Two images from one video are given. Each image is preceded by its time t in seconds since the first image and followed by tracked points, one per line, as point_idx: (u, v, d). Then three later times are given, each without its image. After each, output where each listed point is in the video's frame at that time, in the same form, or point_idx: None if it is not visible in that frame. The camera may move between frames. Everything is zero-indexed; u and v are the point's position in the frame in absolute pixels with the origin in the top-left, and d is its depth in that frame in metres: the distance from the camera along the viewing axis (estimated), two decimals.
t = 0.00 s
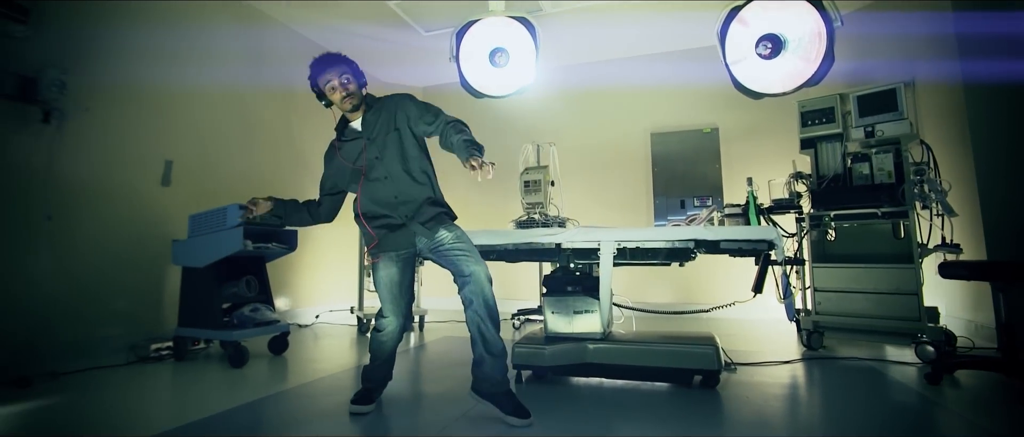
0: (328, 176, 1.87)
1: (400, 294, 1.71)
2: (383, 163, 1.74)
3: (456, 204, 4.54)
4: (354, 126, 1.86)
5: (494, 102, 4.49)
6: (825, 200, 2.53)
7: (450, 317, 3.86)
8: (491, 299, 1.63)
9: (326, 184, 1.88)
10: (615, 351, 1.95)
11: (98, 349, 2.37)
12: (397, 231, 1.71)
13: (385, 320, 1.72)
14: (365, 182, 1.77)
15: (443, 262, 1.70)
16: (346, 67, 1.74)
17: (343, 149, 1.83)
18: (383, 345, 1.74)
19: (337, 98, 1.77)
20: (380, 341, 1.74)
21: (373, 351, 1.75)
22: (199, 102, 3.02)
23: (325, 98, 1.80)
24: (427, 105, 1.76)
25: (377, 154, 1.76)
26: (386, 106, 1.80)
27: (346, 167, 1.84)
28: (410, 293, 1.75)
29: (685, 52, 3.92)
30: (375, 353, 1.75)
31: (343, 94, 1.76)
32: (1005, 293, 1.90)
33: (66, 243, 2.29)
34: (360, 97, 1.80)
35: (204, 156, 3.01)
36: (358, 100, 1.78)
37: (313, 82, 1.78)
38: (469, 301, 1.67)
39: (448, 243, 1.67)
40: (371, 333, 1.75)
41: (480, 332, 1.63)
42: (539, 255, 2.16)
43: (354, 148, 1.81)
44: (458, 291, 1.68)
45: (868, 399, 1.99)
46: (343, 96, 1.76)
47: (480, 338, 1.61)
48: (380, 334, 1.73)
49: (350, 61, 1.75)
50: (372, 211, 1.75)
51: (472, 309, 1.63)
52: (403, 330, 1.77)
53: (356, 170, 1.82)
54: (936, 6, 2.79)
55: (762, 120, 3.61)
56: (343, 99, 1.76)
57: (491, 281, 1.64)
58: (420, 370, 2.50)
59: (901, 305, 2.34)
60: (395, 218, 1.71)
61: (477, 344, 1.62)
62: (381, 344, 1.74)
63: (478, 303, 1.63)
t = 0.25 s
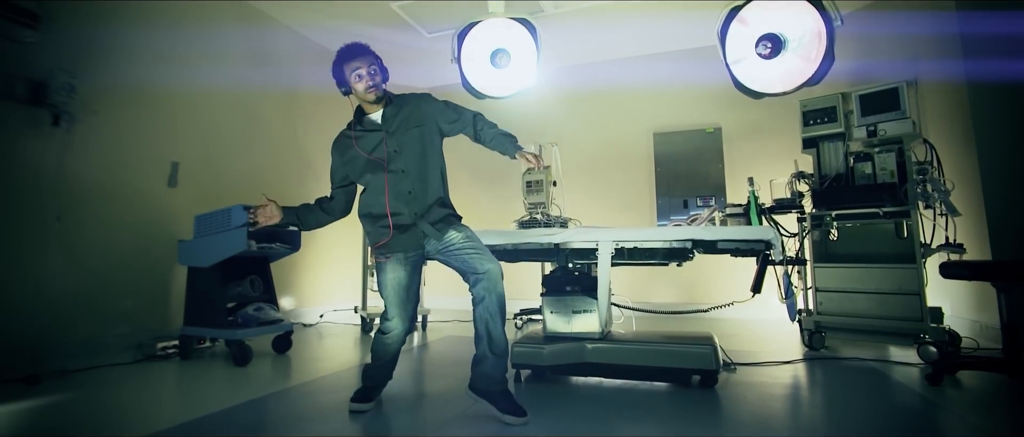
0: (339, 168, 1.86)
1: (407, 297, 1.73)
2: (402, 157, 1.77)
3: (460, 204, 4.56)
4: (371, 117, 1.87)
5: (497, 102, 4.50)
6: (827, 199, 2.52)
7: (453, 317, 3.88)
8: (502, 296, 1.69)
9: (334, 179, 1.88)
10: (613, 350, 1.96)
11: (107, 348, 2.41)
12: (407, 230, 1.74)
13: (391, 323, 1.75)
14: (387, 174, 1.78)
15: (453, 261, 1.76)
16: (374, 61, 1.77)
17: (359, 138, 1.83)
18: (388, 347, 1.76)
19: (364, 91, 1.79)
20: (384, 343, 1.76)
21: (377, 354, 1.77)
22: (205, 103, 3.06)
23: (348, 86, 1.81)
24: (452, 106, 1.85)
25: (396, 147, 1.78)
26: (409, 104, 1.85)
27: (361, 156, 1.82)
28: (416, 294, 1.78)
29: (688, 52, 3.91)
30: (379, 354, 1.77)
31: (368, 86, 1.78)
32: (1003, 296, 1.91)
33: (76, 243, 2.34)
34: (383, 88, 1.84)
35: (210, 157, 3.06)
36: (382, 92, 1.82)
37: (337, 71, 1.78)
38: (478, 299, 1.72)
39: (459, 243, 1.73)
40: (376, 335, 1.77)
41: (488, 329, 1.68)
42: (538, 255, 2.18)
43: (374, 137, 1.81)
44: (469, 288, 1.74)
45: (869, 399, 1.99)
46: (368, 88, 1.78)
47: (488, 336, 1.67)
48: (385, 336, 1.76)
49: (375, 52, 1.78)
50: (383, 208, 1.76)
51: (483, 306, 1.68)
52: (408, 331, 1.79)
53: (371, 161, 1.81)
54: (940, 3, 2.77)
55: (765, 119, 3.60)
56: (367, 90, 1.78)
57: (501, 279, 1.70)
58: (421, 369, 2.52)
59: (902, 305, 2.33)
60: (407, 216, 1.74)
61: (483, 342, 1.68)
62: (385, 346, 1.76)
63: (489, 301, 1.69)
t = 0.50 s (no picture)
0: (354, 155, 1.81)
1: (406, 297, 1.75)
2: (423, 150, 1.77)
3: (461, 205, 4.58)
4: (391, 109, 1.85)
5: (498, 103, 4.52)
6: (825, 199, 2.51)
7: (453, 317, 3.90)
8: (505, 296, 1.70)
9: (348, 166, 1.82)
10: (609, 350, 1.97)
11: (109, 347, 2.45)
12: (414, 227, 1.73)
13: (390, 322, 1.75)
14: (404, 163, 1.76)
15: (456, 260, 1.77)
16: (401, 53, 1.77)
17: (381, 127, 1.80)
18: (386, 345, 1.77)
19: (388, 84, 1.78)
20: (382, 342, 1.77)
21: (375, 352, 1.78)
22: (208, 105, 3.09)
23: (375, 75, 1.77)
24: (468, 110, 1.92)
25: (416, 140, 1.78)
26: (430, 101, 1.87)
27: (381, 143, 1.78)
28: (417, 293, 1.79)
29: (688, 52, 3.91)
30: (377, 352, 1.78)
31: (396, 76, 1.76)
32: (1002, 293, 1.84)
33: (79, 244, 2.37)
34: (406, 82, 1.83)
35: (213, 157, 3.09)
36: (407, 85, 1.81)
37: (365, 59, 1.76)
38: (480, 298, 1.74)
39: (462, 242, 1.75)
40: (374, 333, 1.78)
41: (488, 329, 1.70)
42: (535, 255, 2.19)
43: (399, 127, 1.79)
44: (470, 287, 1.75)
45: (864, 400, 1.99)
46: (396, 77, 1.75)
47: (487, 335, 1.69)
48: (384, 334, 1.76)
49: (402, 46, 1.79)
50: (395, 201, 1.74)
51: (485, 305, 1.70)
52: (406, 330, 1.80)
53: (389, 150, 1.78)
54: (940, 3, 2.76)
55: (765, 119, 3.59)
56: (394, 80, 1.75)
57: (505, 279, 1.72)
58: (420, 368, 2.54)
59: (900, 306, 2.32)
60: (416, 212, 1.74)
61: (482, 340, 1.70)
62: (382, 346, 1.77)
63: (491, 300, 1.70)
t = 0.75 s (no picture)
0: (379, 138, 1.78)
1: (403, 296, 1.76)
2: (443, 147, 1.84)
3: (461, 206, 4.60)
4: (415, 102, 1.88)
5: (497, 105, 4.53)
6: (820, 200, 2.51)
7: (451, 317, 3.92)
8: (502, 300, 1.75)
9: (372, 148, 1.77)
10: (602, 350, 1.98)
11: (111, 346, 2.48)
12: (425, 222, 1.74)
13: (386, 320, 1.76)
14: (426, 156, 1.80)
15: (456, 261, 1.81)
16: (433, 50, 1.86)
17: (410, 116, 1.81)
18: (380, 342, 1.79)
19: (420, 79, 1.85)
20: (376, 340, 1.79)
21: (369, 350, 1.80)
22: (208, 107, 3.12)
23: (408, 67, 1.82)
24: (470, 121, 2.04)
25: (437, 137, 1.85)
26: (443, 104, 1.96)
27: (410, 131, 1.80)
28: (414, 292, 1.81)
29: (687, 53, 3.91)
30: (370, 350, 1.79)
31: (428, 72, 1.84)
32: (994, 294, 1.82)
33: (80, 244, 2.40)
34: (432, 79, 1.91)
35: (214, 159, 3.13)
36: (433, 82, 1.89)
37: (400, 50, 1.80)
38: (477, 300, 1.77)
39: (462, 243, 1.79)
40: (368, 330, 1.79)
41: (483, 330, 1.72)
42: (529, 256, 2.21)
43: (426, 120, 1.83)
44: (468, 287, 1.78)
45: (857, 399, 1.99)
46: (428, 73, 1.84)
47: (481, 336, 1.72)
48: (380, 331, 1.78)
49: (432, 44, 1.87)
50: (413, 191, 1.76)
51: (482, 308, 1.74)
52: (401, 328, 1.81)
53: (413, 140, 1.80)
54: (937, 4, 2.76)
55: (763, 120, 3.59)
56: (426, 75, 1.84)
57: (503, 283, 1.76)
58: (416, 368, 2.56)
59: (896, 306, 2.32)
60: (431, 207, 1.76)
61: (476, 342, 1.72)
62: (375, 344, 1.79)
63: (488, 302, 1.74)
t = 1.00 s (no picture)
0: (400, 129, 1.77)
1: (398, 291, 1.82)
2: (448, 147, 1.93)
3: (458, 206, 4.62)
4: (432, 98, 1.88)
5: (494, 106, 4.55)
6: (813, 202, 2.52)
7: (447, 317, 3.94)
8: (494, 302, 1.77)
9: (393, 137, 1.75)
10: (593, 350, 2.00)
11: (109, 346, 2.50)
12: (429, 217, 1.81)
13: (380, 313, 1.80)
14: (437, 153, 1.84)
15: (450, 259, 1.85)
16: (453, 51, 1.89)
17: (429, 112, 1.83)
18: (373, 335, 1.81)
19: (440, 76, 1.86)
20: (368, 333, 1.81)
21: (362, 343, 1.82)
22: (206, 109, 3.15)
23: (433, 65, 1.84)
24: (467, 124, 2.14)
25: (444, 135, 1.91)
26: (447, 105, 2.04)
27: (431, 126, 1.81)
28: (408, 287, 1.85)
29: (682, 54, 3.92)
30: (363, 342, 1.82)
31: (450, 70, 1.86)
32: (984, 295, 1.81)
33: (79, 244, 2.43)
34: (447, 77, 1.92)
35: (212, 160, 3.16)
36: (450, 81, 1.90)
37: (427, 46, 1.81)
38: (469, 301, 1.79)
39: (457, 242, 1.84)
40: (361, 324, 1.81)
41: (475, 331, 1.74)
42: (521, 257, 2.23)
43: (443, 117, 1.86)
44: (461, 286, 1.81)
45: (847, 400, 2.01)
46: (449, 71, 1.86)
47: (473, 336, 1.73)
48: (373, 323, 1.80)
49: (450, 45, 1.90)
50: (424, 182, 1.80)
51: (474, 309, 1.75)
52: (393, 323, 1.84)
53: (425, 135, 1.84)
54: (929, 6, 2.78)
55: (757, 121, 3.61)
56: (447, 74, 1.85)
57: (495, 285, 1.79)
58: (410, 368, 2.58)
59: (887, 307, 2.34)
60: (437, 202, 1.84)
61: (468, 342, 1.73)
62: (368, 338, 1.81)
63: (480, 300, 1.76)
